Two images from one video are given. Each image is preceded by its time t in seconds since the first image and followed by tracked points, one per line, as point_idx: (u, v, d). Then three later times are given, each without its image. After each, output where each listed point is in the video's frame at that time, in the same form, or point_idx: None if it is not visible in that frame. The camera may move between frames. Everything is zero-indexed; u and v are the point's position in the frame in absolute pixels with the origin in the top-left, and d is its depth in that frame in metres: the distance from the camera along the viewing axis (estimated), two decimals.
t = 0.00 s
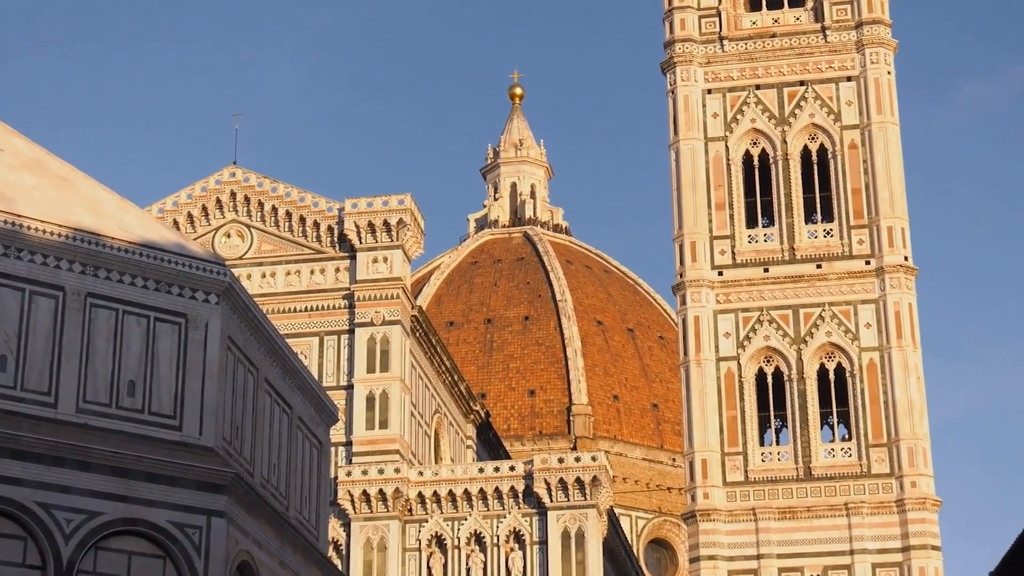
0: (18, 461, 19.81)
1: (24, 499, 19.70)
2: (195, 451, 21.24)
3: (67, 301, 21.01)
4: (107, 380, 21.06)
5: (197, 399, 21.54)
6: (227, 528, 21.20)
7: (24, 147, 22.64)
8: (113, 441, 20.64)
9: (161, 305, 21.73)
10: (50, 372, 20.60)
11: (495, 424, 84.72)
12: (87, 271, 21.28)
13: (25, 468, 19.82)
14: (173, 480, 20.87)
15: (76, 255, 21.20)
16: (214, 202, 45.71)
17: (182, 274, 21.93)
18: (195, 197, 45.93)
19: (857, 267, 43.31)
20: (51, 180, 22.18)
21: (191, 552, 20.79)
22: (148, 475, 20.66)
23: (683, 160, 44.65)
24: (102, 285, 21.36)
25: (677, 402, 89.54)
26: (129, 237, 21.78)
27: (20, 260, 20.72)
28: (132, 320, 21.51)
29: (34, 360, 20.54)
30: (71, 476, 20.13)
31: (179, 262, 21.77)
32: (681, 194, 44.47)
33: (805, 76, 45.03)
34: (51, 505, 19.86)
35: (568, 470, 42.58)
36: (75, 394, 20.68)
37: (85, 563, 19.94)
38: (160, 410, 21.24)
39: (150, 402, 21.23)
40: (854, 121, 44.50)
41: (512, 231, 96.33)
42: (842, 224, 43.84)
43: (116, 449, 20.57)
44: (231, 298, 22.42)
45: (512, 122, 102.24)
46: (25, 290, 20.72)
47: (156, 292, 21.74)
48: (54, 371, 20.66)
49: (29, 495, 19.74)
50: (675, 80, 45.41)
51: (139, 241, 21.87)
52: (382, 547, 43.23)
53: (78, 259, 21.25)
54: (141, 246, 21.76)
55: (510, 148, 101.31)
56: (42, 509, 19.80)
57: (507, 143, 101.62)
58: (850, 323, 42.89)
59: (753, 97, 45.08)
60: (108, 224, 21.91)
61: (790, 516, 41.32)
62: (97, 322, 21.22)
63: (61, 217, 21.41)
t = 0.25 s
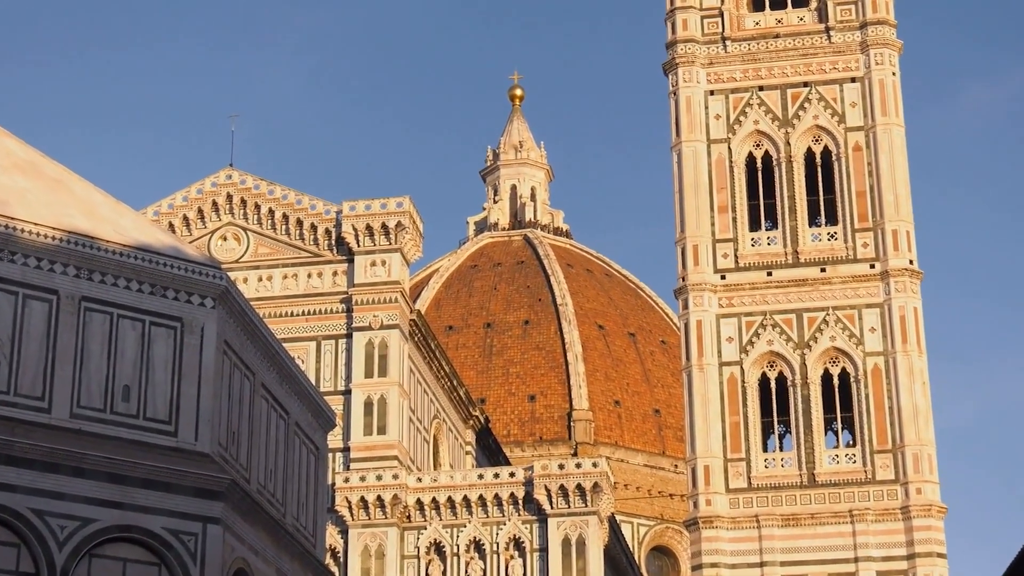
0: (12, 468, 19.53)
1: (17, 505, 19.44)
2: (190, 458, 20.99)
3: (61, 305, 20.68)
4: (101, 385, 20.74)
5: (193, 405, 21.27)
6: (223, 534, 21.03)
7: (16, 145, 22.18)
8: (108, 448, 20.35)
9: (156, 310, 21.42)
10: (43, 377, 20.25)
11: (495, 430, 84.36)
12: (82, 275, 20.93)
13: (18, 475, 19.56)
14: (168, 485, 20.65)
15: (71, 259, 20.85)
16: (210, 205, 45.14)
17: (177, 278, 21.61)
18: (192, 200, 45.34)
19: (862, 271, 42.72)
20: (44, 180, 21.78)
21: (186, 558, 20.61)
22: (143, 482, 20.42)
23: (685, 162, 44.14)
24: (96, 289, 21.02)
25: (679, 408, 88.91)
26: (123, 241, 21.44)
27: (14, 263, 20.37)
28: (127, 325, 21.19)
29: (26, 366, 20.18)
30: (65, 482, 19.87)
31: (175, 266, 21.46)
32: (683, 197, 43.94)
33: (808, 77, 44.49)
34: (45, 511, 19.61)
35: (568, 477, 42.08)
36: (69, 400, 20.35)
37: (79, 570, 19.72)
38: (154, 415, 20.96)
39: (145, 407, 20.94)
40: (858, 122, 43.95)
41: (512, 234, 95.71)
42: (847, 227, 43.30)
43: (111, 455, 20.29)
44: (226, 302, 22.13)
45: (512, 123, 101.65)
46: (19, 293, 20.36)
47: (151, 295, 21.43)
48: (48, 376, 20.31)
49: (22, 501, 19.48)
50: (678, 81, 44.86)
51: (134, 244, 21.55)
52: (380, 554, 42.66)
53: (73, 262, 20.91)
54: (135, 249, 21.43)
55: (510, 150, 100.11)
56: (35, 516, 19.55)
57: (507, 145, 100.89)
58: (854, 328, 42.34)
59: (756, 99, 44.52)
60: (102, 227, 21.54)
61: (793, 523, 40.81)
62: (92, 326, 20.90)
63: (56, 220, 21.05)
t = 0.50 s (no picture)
0: (3, 474, 18.95)
1: (9, 513, 18.86)
2: (186, 465, 20.38)
3: (54, 309, 20.05)
4: (94, 393, 20.10)
5: (188, 412, 20.61)
6: (218, 543, 20.43)
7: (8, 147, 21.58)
8: (101, 455, 19.76)
9: (151, 314, 20.77)
10: (35, 384, 19.64)
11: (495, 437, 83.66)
12: (75, 279, 20.31)
13: (10, 482, 18.97)
14: (162, 493, 20.07)
15: (63, 263, 20.24)
16: (205, 208, 44.42)
17: (172, 282, 20.97)
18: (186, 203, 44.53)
19: (868, 276, 42.08)
20: (37, 184, 21.18)
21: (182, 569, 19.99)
22: (137, 489, 19.84)
23: (688, 165, 43.47)
24: (89, 292, 20.39)
25: (682, 414, 88.02)
26: (118, 244, 20.83)
27: (5, 267, 19.75)
28: (121, 329, 20.55)
29: (17, 373, 19.55)
30: (58, 490, 19.30)
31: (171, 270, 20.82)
32: (686, 201, 43.28)
33: (813, 79, 43.84)
34: (37, 519, 19.02)
35: (569, 485, 41.40)
36: (61, 408, 19.72)
37: None
38: (149, 422, 20.34)
39: (139, 414, 20.32)
40: (863, 125, 43.29)
41: (512, 239, 95.00)
42: (852, 230, 42.61)
43: (105, 463, 19.71)
44: (223, 306, 21.47)
45: (512, 126, 101.03)
46: (10, 298, 19.75)
47: (146, 300, 20.77)
48: (40, 382, 19.70)
49: (14, 508, 18.91)
50: (680, 82, 44.21)
51: (128, 247, 20.92)
52: (378, 563, 42.03)
53: (65, 266, 20.29)
54: (130, 252, 20.80)
55: (510, 153, 99.36)
56: (27, 524, 18.97)
57: (507, 148, 99.87)
58: (860, 333, 41.69)
59: (760, 100, 43.85)
60: (97, 230, 20.94)
61: (798, 532, 40.08)
62: (85, 331, 20.27)
63: (48, 223, 20.45)
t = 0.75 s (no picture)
0: None
1: (4, 520, 19.14)
2: (181, 471, 20.69)
3: (49, 313, 20.30)
4: (90, 397, 20.42)
5: (183, 417, 20.94)
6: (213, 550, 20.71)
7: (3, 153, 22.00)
8: (96, 461, 20.05)
9: (147, 320, 21.09)
10: (30, 389, 19.92)
11: (494, 442, 83.10)
12: (69, 283, 20.57)
13: (5, 489, 19.26)
14: (158, 500, 20.36)
15: (58, 267, 20.48)
16: (201, 212, 43.96)
17: (168, 287, 21.29)
18: (182, 207, 44.13)
19: (873, 279, 41.55)
20: (32, 190, 21.48)
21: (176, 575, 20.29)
22: (132, 496, 20.12)
23: (691, 167, 42.93)
24: (84, 297, 20.69)
25: (684, 420, 87.67)
26: (112, 247, 21.16)
27: None
28: (116, 334, 20.86)
29: (12, 376, 19.86)
30: (53, 498, 19.58)
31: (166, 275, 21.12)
32: (688, 205, 42.69)
33: (817, 80, 43.32)
34: (31, 527, 19.30)
35: (570, 492, 40.84)
36: (56, 412, 20.02)
37: None
38: (144, 427, 20.66)
39: (134, 419, 20.63)
40: (868, 126, 42.73)
41: (512, 241, 94.45)
42: (856, 233, 42.08)
43: (100, 469, 19.99)
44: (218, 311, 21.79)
45: (512, 127, 100.51)
46: (5, 302, 20.01)
47: (141, 304, 21.09)
48: (35, 387, 19.97)
49: (9, 516, 19.20)
50: (683, 84, 43.67)
51: (123, 251, 21.22)
52: (376, 571, 41.50)
53: (60, 270, 20.53)
54: (125, 256, 21.11)
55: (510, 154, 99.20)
56: (22, 531, 19.25)
57: (507, 149, 99.51)
58: (865, 338, 41.09)
59: (763, 102, 43.30)
60: (91, 233, 21.31)
61: (802, 539, 39.62)
62: (80, 336, 20.56)
63: (44, 228, 20.75)
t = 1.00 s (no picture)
0: None
1: None
2: (176, 477, 20.50)
3: (42, 318, 20.19)
4: (84, 402, 20.24)
5: (179, 422, 20.77)
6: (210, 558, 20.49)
7: None
8: (90, 466, 19.85)
9: (142, 324, 20.93)
10: (24, 394, 19.77)
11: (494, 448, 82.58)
12: (63, 286, 20.47)
13: None
14: (154, 507, 20.12)
15: (51, 270, 20.39)
16: (197, 214, 43.41)
17: (163, 291, 21.16)
18: (177, 209, 43.58)
19: (878, 283, 41.00)
20: (28, 192, 21.35)
21: None
22: (128, 503, 19.89)
23: (694, 170, 42.33)
24: (78, 301, 20.54)
25: (686, 427, 86.82)
26: (107, 250, 21.00)
27: None
28: (111, 338, 20.70)
29: (6, 381, 19.69)
30: (47, 504, 19.36)
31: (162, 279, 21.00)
32: (690, 208, 42.17)
33: (822, 81, 42.75)
34: (25, 534, 19.09)
35: (571, 498, 40.41)
36: (50, 418, 19.85)
37: None
38: (139, 434, 20.48)
39: (129, 425, 20.45)
40: (873, 128, 42.17)
41: (512, 245, 93.87)
42: (861, 237, 41.55)
43: (95, 474, 19.80)
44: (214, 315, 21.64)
45: (512, 129, 100.03)
46: None
47: (136, 308, 20.94)
48: (29, 392, 19.83)
49: (3, 523, 18.98)
50: (685, 85, 43.15)
51: (118, 255, 21.08)
52: None
53: (53, 274, 20.44)
54: (119, 260, 20.97)
55: (510, 156, 98.93)
56: (15, 539, 19.03)
57: (507, 152, 99.42)
58: (869, 343, 40.58)
59: (766, 103, 42.75)
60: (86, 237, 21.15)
61: (807, 546, 39.02)
62: (74, 341, 20.40)
63: (38, 230, 20.62)
